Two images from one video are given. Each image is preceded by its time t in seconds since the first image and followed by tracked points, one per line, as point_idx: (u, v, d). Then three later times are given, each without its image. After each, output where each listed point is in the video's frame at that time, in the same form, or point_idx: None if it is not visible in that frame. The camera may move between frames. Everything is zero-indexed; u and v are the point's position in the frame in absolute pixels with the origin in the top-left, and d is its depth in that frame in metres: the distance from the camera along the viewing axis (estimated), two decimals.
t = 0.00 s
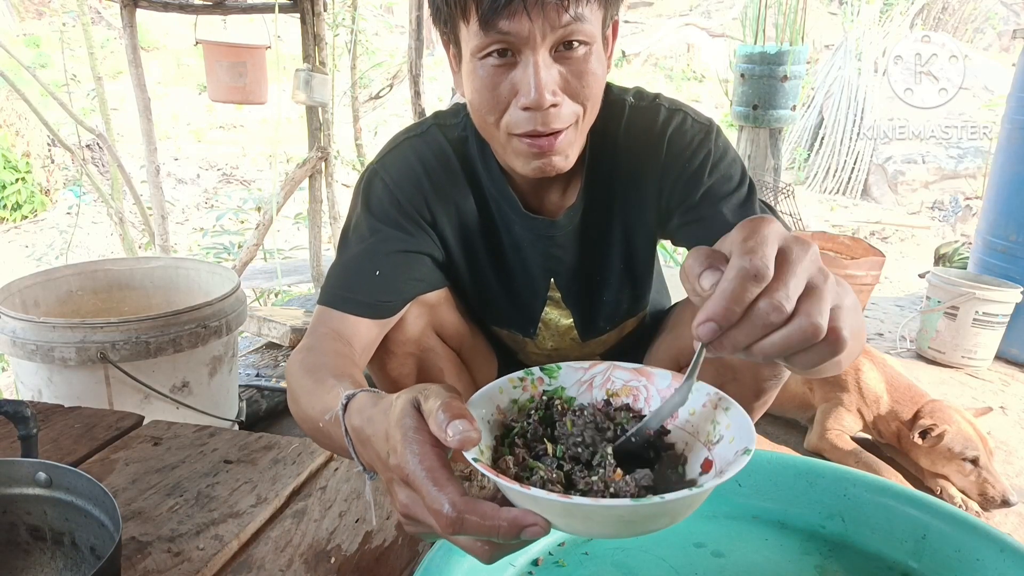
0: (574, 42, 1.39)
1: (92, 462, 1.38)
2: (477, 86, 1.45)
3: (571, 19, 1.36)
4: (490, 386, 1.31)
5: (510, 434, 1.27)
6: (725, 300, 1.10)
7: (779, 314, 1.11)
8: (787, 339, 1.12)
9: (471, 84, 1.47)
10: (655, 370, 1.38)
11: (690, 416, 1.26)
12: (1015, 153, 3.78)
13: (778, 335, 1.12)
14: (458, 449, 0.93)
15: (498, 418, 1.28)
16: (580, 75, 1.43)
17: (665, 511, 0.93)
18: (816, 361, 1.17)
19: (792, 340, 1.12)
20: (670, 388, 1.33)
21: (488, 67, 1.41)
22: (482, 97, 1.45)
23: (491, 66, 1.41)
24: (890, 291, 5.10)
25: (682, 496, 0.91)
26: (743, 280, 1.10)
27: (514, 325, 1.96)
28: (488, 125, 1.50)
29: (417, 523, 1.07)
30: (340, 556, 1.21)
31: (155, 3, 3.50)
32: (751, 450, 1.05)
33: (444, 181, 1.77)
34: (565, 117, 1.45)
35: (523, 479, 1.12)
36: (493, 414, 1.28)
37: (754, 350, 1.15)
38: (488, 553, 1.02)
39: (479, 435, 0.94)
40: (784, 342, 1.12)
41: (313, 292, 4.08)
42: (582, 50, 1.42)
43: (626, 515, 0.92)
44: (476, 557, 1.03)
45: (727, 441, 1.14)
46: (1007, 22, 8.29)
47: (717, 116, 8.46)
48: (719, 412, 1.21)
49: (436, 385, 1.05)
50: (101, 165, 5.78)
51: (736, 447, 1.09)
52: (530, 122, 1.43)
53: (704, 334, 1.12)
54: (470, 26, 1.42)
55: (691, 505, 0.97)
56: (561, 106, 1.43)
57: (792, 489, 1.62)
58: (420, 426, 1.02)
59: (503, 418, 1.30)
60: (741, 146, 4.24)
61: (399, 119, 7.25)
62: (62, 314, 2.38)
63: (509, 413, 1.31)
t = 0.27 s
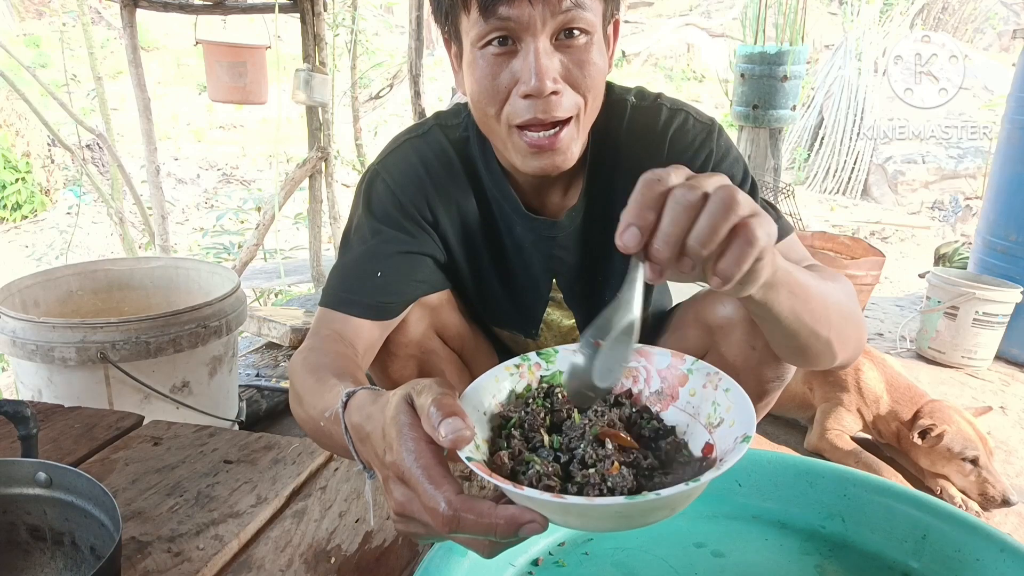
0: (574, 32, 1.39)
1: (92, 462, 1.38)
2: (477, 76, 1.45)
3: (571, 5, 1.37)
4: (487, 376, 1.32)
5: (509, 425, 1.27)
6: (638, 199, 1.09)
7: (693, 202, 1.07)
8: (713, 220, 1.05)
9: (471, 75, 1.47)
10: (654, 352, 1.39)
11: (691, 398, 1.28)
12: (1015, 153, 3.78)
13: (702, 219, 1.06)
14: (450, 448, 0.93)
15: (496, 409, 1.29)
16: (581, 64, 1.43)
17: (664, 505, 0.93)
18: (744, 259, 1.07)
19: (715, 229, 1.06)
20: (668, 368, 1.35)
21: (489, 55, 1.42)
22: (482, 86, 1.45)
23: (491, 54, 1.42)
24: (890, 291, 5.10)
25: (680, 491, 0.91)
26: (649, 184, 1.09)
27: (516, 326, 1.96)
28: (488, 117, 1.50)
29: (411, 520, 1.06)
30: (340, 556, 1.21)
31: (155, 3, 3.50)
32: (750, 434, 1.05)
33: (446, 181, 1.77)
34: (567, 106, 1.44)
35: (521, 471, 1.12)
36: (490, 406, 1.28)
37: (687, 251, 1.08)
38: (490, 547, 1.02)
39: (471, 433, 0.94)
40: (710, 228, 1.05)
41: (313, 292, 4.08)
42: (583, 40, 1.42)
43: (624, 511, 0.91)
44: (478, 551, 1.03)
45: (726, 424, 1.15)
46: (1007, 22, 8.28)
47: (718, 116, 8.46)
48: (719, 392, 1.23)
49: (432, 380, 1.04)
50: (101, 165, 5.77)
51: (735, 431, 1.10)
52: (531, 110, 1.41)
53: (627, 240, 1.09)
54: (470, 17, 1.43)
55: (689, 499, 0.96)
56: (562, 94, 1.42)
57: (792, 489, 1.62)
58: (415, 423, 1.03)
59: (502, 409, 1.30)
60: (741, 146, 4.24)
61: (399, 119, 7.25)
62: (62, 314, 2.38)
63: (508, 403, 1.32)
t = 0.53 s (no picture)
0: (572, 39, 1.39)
1: (92, 462, 1.38)
2: (475, 83, 1.45)
3: (569, 16, 1.37)
4: (491, 381, 1.32)
5: (509, 429, 1.27)
6: (660, 230, 1.04)
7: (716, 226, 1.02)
8: (740, 250, 1.01)
9: (469, 81, 1.47)
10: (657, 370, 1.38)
11: (690, 417, 1.26)
12: (1015, 153, 3.78)
13: (729, 246, 1.02)
14: (453, 439, 0.94)
15: (496, 416, 1.28)
16: (579, 72, 1.43)
17: (663, 506, 0.93)
18: (785, 272, 1.04)
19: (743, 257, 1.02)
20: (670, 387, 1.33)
21: (487, 64, 1.42)
22: (480, 94, 1.45)
23: (490, 63, 1.42)
24: (890, 291, 5.10)
25: (680, 491, 0.91)
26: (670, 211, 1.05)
27: (515, 326, 1.96)
28: (486, 123, 1.50)
29: (411, 516, 1.07)
30: (340, 557, 1.21)
31: (155, 3, 3.50)
32: (751, 449, 1.05)
33: (445, 181, 1.77)
34: (564, 113, 1.45)
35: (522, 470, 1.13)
36: (491, 411, 1.28)
37: (717, 280, 1.03)
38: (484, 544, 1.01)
39: (475, 425, 0.94)
40: (739, 255, 1.01)
41: (313, 292, 4.08)
42: (580, 47, 1.42)
43: (622, 510, 0.92)
44: (472, 551, 1.04)
45: (726, 442, 1.15)
46: (1007, 22, 8.29)
47: (717, 116, 8.46)
48: (720, 413, 1.21)
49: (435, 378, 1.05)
50: (102, 165, 5.77)
51: (735, 448, 1.09)
52: (529, 119, 1.43)
53: (656, 274, 1.03)
54: (468, 25, 1.42)
55: (686, 503, 0.97)
56: (560, 103, 1.43)
57: (792, 489, 1.62)
58: (416, 419, 1.03)
59: (503, 416, 1.30)
60: (741, 146, 4.24)
61: (399, 119, 7.25)
62: (62, 314, 2.38)
63: (510, 409, 1.32)
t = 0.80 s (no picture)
0: (572, 46, 1.39)
1: (92, 462, 1.38)
2: (476, 89, 1.45)
3: (569, 24, 1.36)
4: (490, 383, 1.30)
5: (512, 430, 1.27)
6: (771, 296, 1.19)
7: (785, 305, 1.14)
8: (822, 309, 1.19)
9: (470, 86, 1.47)
10: (652, 370, 1.37)
11: (687, 416, 1.28)
12: (1015, 153, 3.78)
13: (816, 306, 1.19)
14: (462, 442, 0.93)
15: (498, 416, 1.27)
16: (579, 78, 1.43)
17: (673, 504, 0.94)
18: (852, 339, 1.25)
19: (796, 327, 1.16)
20: (666, 387, 1.34)
21: (488, 71, 1.42)
22: (481, 100, 1.46)
23: (490, 70, 1.42)
24: (890, 291, 5.10)
25: (692, 487, 0.92)
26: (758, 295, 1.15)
27: (514, 325, 1.96)
28: (487, 127, 1.50)
29: (420, 518, 1.08)
30: (340, 557, 1.21)
31: (155, 3, 3.50)
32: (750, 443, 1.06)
33: (445, 180, 1.77)
34: (564, 118, 1.45)
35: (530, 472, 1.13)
36: (493, 411, 1.27)
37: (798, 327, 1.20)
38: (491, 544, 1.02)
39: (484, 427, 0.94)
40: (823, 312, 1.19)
41: (313, 292, 4.08)
42: (581, 53, 1.42)
43: (633, 509, 0.92)
44: (479, 552, 1.04)
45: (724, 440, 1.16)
46: (1007, 22, 8.28)
47: (717, 116, 8.46)
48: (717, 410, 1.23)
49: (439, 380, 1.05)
50: (102, 165, 5.77)
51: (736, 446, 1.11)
52: (529, 125, 1.43)
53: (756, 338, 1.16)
54: (468, 31, 1.42)
55: (694, 501, 0.97)
56: (560, 109, 1.43)
57: (792, 489, 1.62)
58: (421, 421, 1.03)
59: (504, 417, 1.29)
60: (741, 146, 4.24)
61: (399, 119, 7.24)
62: (62, 314, 2.38)
63: (508, 411, 1.30)
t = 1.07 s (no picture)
0: (575, 59, 1.39)
1: (93, 462, 1.38)
2: (478, 99, 1.45)
3: (572, 38, 1.36)
4: (496, 405, 1.30)
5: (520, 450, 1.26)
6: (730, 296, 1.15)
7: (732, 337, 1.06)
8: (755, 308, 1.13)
9: (472, 95, 1.47)
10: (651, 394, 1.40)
11: (687, 438, 1.31)
12: (1015, 153, 3.78)
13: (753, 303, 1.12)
14: (481, 462, 0.93)
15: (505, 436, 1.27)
16: (581, 89, 1.43)
17: (691, 523, 0.95)
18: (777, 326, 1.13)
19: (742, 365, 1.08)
20: (665, 410, 1.37)
21: (490, 82, 1.42)
22: (483, 110, 1.46)
23: (492, 81, 1.41)
24: (891, 291, 5.10)
25: (710, 508, 0.93)
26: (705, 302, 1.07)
27: (515, 326, 1.95)
28: (489, 136, 1.51)
29: (428, 535, 1.07)
30: (340, 556, 1.21)
31: (155, 3, 3.50)
32: (758, 464, 1.09)
33: (447, 181, 1.77)
34: (566, 130, 1.45)
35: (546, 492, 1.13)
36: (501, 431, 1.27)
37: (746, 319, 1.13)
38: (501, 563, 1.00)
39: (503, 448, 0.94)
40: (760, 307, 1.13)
41: (313, 292, 4.08)
42: (584, 65, 1.41)
43: (653, 527, 0.93)
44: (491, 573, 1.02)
45: (728, 460, 1.18)
46: (1007, 22, 8.28)
47: (717, 116, 8.46)
48: (717, 432, 1.26)
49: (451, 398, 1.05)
50: (101, 165, 5.77)
51: (739, 464, 1.14)
52: (531, 137, 1.43)
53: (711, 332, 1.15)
54: (471, 41, 1.42)
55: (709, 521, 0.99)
56: (562, 121, 1.43)
57: (792, 490, 1.62)
58: (434, 440, 1.02)
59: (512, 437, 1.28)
60: (741, 146, 4.24)
61: (400, 119, 7.24)
62: (62, 314, 2.38)
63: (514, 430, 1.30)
